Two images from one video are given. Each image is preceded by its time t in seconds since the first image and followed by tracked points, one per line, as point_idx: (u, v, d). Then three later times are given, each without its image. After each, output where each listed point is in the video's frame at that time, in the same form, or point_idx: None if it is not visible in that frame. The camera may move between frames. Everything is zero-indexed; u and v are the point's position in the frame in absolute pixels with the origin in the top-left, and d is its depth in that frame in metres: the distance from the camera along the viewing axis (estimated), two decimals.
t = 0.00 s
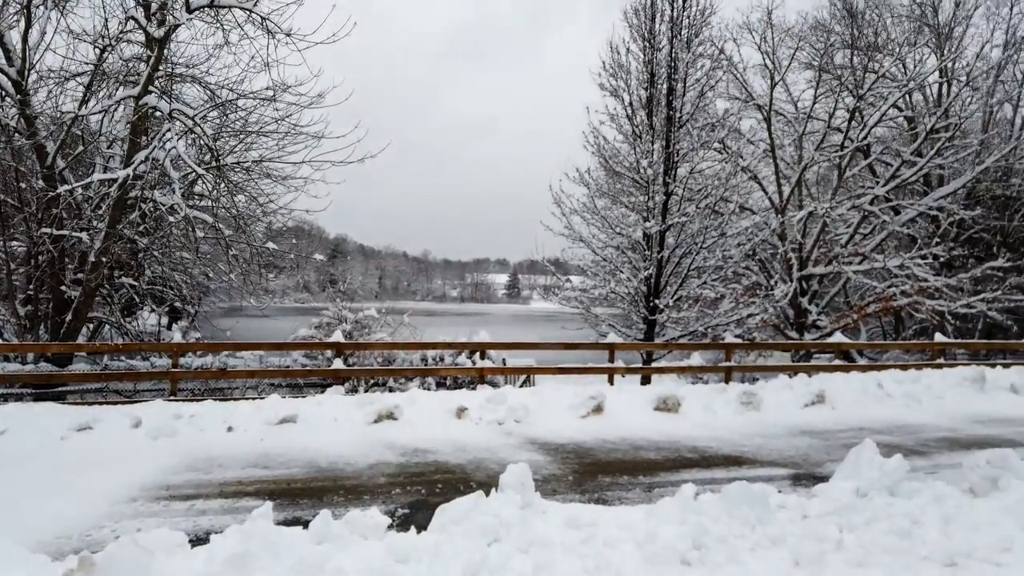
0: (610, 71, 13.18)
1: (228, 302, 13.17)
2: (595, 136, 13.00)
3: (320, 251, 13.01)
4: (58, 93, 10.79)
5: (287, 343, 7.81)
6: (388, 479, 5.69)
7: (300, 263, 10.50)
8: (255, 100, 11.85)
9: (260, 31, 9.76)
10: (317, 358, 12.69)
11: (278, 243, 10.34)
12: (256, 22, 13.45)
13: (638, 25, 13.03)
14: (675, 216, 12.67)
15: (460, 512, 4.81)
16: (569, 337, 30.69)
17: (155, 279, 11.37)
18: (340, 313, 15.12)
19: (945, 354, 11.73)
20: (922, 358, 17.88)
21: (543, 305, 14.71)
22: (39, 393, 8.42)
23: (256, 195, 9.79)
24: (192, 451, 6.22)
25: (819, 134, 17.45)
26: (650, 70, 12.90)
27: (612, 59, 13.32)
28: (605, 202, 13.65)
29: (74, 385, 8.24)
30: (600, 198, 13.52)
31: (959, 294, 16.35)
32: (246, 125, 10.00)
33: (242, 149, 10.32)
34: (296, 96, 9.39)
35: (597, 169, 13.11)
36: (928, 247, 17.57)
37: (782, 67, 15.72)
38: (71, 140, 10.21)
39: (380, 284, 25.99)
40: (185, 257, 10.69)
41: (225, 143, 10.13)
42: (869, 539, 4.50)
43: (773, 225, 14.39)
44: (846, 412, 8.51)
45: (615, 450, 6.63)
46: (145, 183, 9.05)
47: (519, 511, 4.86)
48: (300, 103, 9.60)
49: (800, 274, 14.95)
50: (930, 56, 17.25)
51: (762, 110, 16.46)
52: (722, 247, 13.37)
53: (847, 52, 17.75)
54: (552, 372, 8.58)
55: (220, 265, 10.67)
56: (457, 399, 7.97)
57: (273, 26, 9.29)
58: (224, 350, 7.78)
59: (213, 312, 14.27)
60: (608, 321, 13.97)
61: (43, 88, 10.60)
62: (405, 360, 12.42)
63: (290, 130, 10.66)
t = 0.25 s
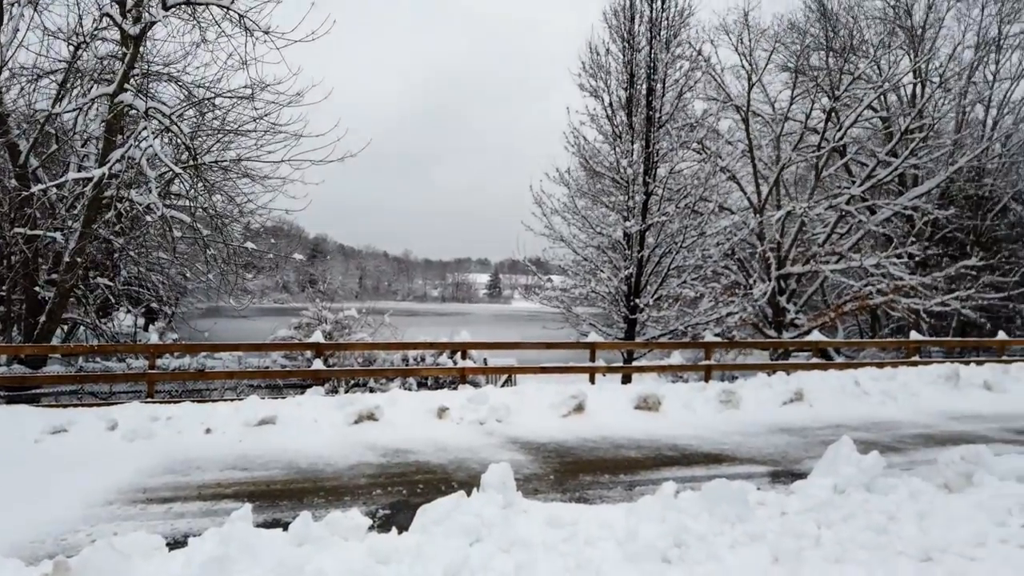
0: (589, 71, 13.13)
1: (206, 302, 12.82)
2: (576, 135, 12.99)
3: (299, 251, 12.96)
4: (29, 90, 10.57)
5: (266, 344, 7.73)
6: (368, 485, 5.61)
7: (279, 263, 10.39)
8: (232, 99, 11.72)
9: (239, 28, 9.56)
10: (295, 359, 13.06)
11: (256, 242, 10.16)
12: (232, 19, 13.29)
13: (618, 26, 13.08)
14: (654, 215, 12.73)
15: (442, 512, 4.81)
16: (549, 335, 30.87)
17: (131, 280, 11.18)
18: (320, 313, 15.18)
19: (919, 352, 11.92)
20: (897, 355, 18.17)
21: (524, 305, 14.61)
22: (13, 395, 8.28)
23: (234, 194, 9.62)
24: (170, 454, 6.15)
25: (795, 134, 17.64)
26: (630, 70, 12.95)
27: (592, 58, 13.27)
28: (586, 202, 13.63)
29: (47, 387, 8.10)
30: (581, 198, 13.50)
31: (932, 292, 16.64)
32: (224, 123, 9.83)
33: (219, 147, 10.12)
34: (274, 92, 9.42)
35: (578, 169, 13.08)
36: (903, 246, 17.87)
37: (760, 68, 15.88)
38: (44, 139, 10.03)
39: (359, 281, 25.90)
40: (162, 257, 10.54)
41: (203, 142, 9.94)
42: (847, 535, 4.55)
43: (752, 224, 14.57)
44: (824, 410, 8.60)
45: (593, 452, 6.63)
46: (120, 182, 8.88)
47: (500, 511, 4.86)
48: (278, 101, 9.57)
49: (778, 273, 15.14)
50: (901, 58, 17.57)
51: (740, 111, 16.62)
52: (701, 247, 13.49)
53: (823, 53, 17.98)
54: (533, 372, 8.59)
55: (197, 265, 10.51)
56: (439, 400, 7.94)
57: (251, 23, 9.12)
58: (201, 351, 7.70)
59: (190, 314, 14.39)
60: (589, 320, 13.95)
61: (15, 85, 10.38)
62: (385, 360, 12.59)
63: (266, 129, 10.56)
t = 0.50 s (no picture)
0: (566, 71, 13.15)
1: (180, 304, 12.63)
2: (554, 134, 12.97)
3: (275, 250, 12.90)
4: None
5: (241, 345, 7.64)
6: (344, 487, 5.57)
7: (255, 263, 10.32)
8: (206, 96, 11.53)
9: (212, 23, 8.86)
10: (271, 360, 13.26)
11: (232, 242, 9.96)
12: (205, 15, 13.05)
13: (595, 26, 13.12)
14: (632, 215, 12.77)
15: (420, 513, 4.80)
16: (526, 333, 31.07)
17: (103, 280, 11.00)
18: (296, 313, 15.26)
19: (891, 350, 12.13)
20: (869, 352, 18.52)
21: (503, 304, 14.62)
22: None
23: (209, 193, 9.44)
24: (144, 457, 6.07)
25: (770, 135, 17.85)
26: (607, 71, 13.00)
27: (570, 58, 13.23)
28: (565, 201, 13.65)
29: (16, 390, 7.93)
30: (559, 198, 13.52)
31: (904, 291, 16.94)
32: (198, 122, 9.66)
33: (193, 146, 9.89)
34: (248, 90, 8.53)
35: (556, 169, 13.07)
36: (875, 246, 18.18)
37: (735, 69, 16.04)
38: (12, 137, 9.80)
39: (337, 279, 25.85)
40: (135, 257, 10.35)
41: (176, 140, 9.71)
42: (822, 531, 4.61)
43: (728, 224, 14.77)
44: (798, 408, 8.70)
45: (568, 451, 6.65)
46: (91, 181, 8.68)
47: (479, 510, 4.86)
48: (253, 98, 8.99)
49: (754, 272, 15.32)
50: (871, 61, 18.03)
51: (716, 111, 16.80)
52: (678, 246, 13.61)
53: (797, 55, 18.23)
54: (512, 371, 8.62)
55: (170, 265, 10.33)
56: (418, 399, 7.93)
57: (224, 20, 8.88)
58: (176, 352, 7.61)
59: (165, 315, 14.49)
60: (568, 319, 13.95)
61: None
62: (363, 359, 12.73)
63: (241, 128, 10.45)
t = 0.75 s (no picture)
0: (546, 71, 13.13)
1: (155, 304, 12.50)
2: (534, 134, 12.93)
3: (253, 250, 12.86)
4: None
5: (218, 346, 7.56)
6: (323, 489, 5.55)
7: (233, 263, 10.24)
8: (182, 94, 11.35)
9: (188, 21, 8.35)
10: (249, 360, 13.29)
11: (208, 243, 9.82)
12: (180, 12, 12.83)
13: (575, 26, 13.13)
14: (612, 215, 12.80)
15: (400, 514, 4.78)
16: (505, 332, 31.21)
17: (77, 280, 10.83)
18: (275, 313, 15.32)
19: (867, 348, 12.30)
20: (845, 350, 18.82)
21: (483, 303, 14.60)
22: None
23: (185, 192, 9.30)
24: (119, 461, 6.01)
25: (748, 135, 18.03)
26: (587, 70, 12.98)
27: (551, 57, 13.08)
28: (544, 200, 13.64)
29: None
30: (539, 197, 13.51)
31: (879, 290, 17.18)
32: (173, 120, 9.50)
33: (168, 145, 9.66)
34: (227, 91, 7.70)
35: (536, 169, 13.05)
36: (852, 245, 18.42)
37: (712, 70, 16.16)
38: None
39: (315, 279, 25.83)
40: (110, 258, 10.20)
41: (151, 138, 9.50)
42: (799, 528, 4.66)
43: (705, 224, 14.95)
44: (777, 406, 8.78)
45: (547, 451, 6.66)
46: (65, 180, 8.51)
47: (460, 511, 4.85)
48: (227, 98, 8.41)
49: (732, 271, 15.50)
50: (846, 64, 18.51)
51: (696, 112, 16.95)
52: (658, 246, 13.71)
53: (774, 56, 18.42)
54: (493, 371, 8.64)
55: (146, 265, 10.17)
56: (398, 400, 7.90)
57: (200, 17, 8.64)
58: (152, 353, 7.54)
59: (142, 315, 14.51)
60: (548, 319, 13.93)
61: None
62: (342, 360, 12.75)
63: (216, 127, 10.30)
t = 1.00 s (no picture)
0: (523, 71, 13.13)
1: (127, 306, 12.32)
2: (512, 134, 12.94)
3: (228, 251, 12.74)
4: None
5: (192, 347, 7.50)
6: (299, 492, 5.51)
7: (207, 264, 10.13)
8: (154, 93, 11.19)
9: (161, 18, 8.27)
10: (223, 362, 13.14)
11: (182, 243, 9.71)
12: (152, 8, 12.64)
13: (552, 26, 13.15)
14: (589, 214, 12.86)
15: (378, 516, 4.76)
16: (482, 331, 31.22)
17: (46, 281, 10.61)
18: (250, 314, 15.16)
19: (840, 346, 12.50)
20: (820, 348, 19.09)
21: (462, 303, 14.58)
22: None
23: (159, 192, 9.19)
24: (91, 466, 5.92)
25: (724, 136, 18.26)
26: (565, 70, 12.95)
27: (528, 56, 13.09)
28: (523, 200, 13.64)
29: None
30: (517, 197, 13.50)
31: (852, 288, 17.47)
32: (145, 119, 9.38)
33: (140, 143, 9.53)
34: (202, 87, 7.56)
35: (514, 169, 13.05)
36: (825, 244, 18.71)
37: (688, 71, 16.34)
38: None
39: (290, 279, 25.60)
40: (81, 258, 10.02)
41: (123, 137, 9.36)
42: (774, 524, 4.71)
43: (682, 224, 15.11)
44: (752, 404, 8.89)
45: (524, 451, 6.67)
46: (34, 179, 8.35)
47: (438, 512, 4.84)
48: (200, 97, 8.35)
49: (707, 270, 15.67)
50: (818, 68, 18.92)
51: (672, 112, 17.11)
52: (635, 245, 13.82)
53: (749, 58, 18.64)
54: (470, 371, 8.67)
55: (118, 266, 10.01)
56: (376, 400, 7.86)
57: (172, 15, 8.55)
58: (124, 355, 7.45)
59: (111, 316, 14.25)
60: (526, 318, 13.93)
61: None
62: (318, 361, 12.66)
63: (190, 125, 10.19)
